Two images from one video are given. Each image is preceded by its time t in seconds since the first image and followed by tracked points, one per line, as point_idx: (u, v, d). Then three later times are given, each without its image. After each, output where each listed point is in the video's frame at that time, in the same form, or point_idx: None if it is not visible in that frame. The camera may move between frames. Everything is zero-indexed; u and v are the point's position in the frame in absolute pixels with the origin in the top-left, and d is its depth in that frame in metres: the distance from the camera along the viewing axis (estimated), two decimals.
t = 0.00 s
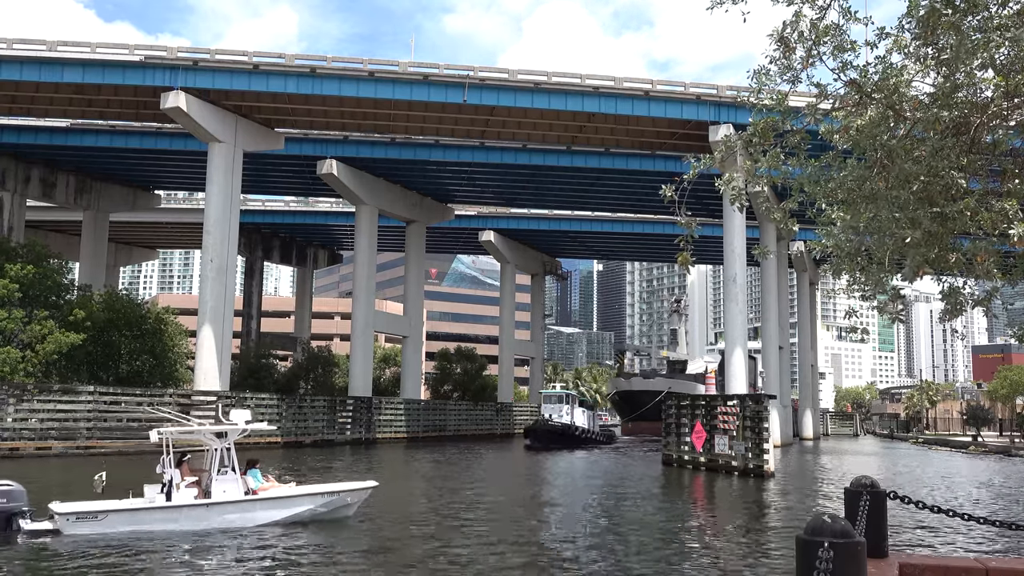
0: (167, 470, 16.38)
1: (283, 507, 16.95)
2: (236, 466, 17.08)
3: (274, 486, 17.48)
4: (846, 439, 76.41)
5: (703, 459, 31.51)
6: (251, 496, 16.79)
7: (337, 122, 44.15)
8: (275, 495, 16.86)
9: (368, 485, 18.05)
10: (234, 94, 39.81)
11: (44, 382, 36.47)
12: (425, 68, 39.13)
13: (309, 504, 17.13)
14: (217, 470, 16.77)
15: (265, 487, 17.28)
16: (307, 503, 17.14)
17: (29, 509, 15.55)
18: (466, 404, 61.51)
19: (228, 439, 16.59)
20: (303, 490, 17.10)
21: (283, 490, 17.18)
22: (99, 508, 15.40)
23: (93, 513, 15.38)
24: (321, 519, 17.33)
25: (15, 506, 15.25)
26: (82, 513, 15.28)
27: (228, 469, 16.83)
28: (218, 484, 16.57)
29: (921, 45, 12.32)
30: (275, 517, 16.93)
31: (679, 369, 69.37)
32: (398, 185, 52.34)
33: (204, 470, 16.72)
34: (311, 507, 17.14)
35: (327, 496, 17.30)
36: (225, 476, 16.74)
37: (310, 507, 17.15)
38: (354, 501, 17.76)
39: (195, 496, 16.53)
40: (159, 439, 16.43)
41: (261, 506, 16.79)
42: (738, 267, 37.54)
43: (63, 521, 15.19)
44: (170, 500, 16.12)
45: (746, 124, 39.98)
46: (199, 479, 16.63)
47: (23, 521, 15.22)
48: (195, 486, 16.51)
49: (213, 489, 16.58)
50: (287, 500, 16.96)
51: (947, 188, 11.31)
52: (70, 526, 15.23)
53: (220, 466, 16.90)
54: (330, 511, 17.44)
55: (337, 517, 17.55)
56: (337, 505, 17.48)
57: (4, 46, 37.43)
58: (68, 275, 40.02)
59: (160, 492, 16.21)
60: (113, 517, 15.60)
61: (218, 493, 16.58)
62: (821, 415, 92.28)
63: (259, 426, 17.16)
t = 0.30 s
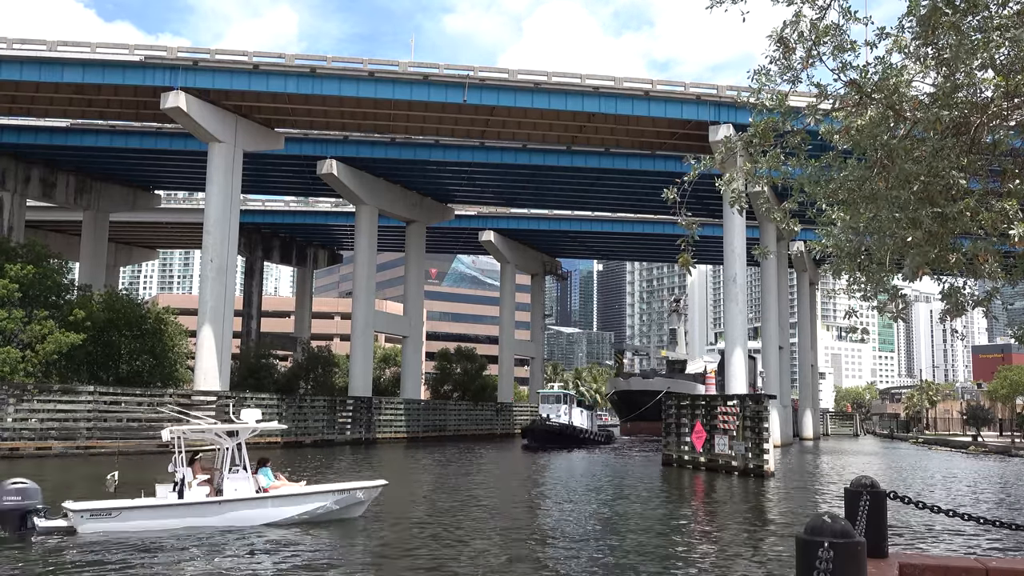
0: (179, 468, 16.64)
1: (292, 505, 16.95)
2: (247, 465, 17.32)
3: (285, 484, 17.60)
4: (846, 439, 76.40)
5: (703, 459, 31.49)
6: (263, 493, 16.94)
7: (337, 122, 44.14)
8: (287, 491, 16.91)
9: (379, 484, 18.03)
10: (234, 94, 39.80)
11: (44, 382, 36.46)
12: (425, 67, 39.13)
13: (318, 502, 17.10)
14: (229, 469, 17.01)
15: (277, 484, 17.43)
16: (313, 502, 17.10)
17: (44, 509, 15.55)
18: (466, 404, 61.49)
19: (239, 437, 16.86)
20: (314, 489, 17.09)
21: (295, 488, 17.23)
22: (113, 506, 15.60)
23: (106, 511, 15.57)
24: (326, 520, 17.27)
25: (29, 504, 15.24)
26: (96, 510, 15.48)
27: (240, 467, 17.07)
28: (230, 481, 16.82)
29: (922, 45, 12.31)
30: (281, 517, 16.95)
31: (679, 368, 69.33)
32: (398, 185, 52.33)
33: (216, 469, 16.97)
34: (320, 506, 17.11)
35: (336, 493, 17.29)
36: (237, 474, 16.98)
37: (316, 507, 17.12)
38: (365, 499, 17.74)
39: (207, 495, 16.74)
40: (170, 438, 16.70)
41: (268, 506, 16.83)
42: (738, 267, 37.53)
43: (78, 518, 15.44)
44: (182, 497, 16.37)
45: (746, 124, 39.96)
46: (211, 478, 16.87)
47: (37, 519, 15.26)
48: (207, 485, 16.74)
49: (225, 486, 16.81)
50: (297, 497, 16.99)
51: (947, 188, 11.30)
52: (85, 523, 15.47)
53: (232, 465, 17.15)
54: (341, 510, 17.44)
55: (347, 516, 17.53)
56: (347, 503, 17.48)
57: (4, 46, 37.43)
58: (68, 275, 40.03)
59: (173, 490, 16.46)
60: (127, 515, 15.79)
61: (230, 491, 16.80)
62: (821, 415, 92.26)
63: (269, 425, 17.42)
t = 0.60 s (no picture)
0: (192, 467, 16.66)
1: (304, 503, 17.03)
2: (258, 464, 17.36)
3: (296, 484, 17.67)
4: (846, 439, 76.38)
5: (703, 459, 31.48)
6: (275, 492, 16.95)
7: (337, 122, 44.15)
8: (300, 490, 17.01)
9: (388, 482, 18.28)
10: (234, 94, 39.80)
11: (44, 382, 36.46)
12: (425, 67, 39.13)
13: (329, 501, 17.24)
14: (241, 468, 17.03)
15: (288, 484, 17.50)
16: (322, 502, 17.18)
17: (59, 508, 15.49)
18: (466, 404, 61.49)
19: (250, 437, 16.91)
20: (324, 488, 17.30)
21: (306, 487, 17.37)
22: (127, 504, 15.71)
23: (120, 510, 15.67)
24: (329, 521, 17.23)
25: (45, 504, 15.15)
26: (110, 510, 15.58)
27: (252, 466, 17.10)
28: (242, 481, 16.82)
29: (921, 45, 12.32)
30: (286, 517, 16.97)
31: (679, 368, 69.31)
32: (398, 185, 52.31)
33: (228, 468, 16.99)
34: (330, 505, 17.23)
35: (348, 491, 17.52)
36: (248, 473, 17.00)
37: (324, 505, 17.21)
38: (375, 497, 18.03)
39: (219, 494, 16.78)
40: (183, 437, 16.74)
41: (274, 506, 16.83)
42: (738, 267, 37.53)
43: (91, 518, 15.54)
44: (194, 497, 16.38)
45: (746, 124, 39.93)
46: (223, 477, 16.89)
47: (53, 519, 15.25)
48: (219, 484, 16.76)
49: (237, 485, 16.82)
50: (310, 496, 17.09)
51: (948, 188, 11.30)
52: (98, 522, 15.57)
53: (244, 465, 17.17)
54: (351, 509, 17.63)
55: (357, 515, 17.80)
56: (357, 502, 17.72)
57: (4, 46, 37.43)
58: (68, 275, 40.03)
59: (185, 490, 16.53)
60: (140, 515, 15.88)
61: (241, 491, 16.80)
62: (821, 415, 92.27)
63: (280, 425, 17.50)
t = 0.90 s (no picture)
0: (204, 468, 16.80)
1: (315, 504, 17.34)
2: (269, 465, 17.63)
3: (307, 484, 17.92)
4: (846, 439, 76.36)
5: (703, 459, 31.48)
6: (287, 493, 17.22)
7: (337, 122, 44.18)
8: (312, 490, 17.34)
9: (398, 482, 18.59)
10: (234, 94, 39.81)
11: (44, 382, 36.44)
12: (425, 67, 39.14)
13: (340, 502, 17.57)
14: (253, 468, 17.23)
15: (299, 483, 17.76)
16: (332, 502, 17.50)
17: (74, 509, 15.50)
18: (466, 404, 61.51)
19: (262, 437, 17.18)
20: (335, 488, 17.58)
21: (316, 488, 17.65)
22: (141, 508, 15.76)
23: (133, 512, 15.71)
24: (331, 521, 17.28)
25: (60, 505, 15.16)
26: (124, 511, 15.63)
27: (264, 466, 17.31)
28: (254, 481, 17.05)
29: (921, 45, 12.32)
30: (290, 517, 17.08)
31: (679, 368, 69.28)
32: (398, 185, 52.29)
33: (239, 469, 17.22)
34: (336, 506, 17.51)
35: (357, 492, 17.78)
36: (260, 474, 17.24)
37: (334, 504, 17.51)
38: (387, 496, 18.21)
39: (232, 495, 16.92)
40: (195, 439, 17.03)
41: (282, 506, 17.00)
42: (738, 267, 37.53)
43: (106, 520, 15.54)
44: (207, 498, 16.54)
45: (746, 124, 39.91)
46: (234, 478, 17.11)
47: (67, 520, 15.25)
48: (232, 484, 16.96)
49: (249, 486, 17.04)
50: (321, 496, 17.43)
51: (947, 188, 11.31)
52: (112, 525, 15.57)
53: (256, 466, 17.46)
54: (362, 509, 17.90)
55: (367, 515, 17.98)
56: (368, 503, 17.95)
57: (4, 46, 37.44)
58: (68, 275, 40.02)
59: (198, 490, 16.62)
60: (153, 517, 15.93)
61: (254, 491, 17.03)
62: (820, 415, 92.26)
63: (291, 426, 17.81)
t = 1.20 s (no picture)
0: (217, 469, 16.81)
1: (326, 506, 17.43)
2: (282, 464, 17.56)
3: (318, 484, 18.00)
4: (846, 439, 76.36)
5: (703, 459, 31.45)
6: (299, 494, 17.22)
7: (337, 122, 44.18)
8: (324, 492, 17.43)
9: (407, 481, 18.75)
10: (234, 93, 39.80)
11: (43, 381, 36.43)
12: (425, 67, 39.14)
13: (351, 503, 17.68)
14: (265, 469, 17.23)
15: (311, 484, 17.77)
16: (342, 504, 17.59)
17: (89, 511, 15.56)
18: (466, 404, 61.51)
19: (274, 438, 17.10)
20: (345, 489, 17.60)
21: (328, 488, 17.67)
22: (154, 511, 15.73)
23: (148, 515, 15.69)
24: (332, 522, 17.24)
25: (74, 509, 15.17)
26: (139, 515, 15.59)
27: (276, 467, 17.32)
28: (266, 482, 17.02)
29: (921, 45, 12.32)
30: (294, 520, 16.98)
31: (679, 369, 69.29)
32: (398, 186, 52.29)
33: (252, 469, 17.22)
34: (337, 507, 17.54)
35: (367, 493, 17.81)
36: (272, 475, 17.21)
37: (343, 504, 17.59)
38: (396, 497, 18.35)
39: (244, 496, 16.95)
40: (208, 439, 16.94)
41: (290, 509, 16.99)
42: (738, 268, 37.53)
43: (120, 523, 15.55)
44: (220, 500, 16.53)
45: (746, 124, 39.89)
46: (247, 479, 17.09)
47: (81, 523, 15.33)
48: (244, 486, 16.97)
49: (261, 487, 17.02)
50: (332, 498, 17.49)
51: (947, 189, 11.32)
52: (126, 528, 15.58)
53: (268, 466, 17.42)
54: (372, 509, 18.03)
55: (365, 515, 17.96)
56: (378, 503, 18.07)
57: (4, 46, 37.43)
58: (68, 275, 40.03)
59: (211, 491, 16.63)
60: (168, 519, 15.92)
61: (266, 492, 17.00)
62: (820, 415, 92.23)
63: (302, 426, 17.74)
